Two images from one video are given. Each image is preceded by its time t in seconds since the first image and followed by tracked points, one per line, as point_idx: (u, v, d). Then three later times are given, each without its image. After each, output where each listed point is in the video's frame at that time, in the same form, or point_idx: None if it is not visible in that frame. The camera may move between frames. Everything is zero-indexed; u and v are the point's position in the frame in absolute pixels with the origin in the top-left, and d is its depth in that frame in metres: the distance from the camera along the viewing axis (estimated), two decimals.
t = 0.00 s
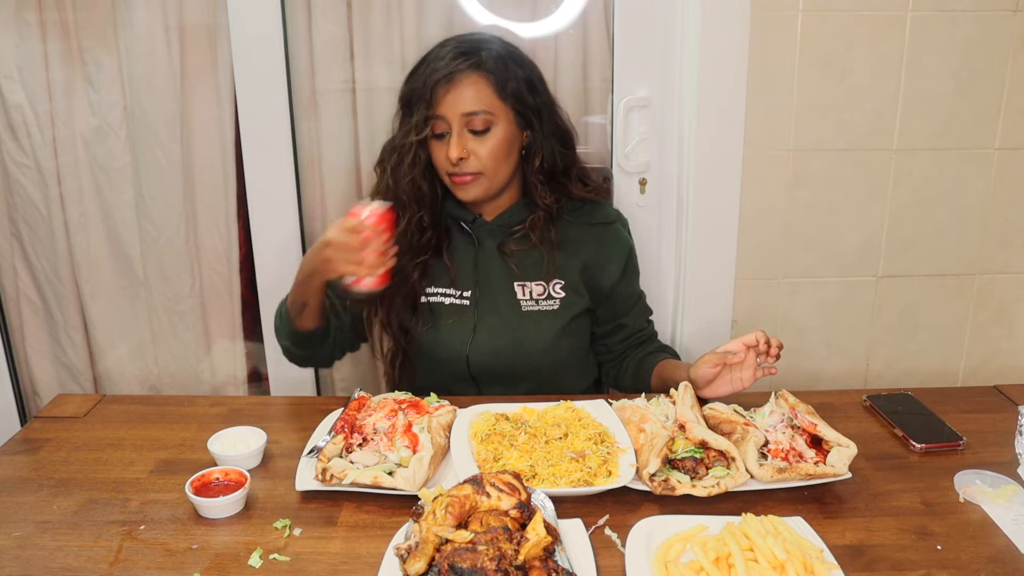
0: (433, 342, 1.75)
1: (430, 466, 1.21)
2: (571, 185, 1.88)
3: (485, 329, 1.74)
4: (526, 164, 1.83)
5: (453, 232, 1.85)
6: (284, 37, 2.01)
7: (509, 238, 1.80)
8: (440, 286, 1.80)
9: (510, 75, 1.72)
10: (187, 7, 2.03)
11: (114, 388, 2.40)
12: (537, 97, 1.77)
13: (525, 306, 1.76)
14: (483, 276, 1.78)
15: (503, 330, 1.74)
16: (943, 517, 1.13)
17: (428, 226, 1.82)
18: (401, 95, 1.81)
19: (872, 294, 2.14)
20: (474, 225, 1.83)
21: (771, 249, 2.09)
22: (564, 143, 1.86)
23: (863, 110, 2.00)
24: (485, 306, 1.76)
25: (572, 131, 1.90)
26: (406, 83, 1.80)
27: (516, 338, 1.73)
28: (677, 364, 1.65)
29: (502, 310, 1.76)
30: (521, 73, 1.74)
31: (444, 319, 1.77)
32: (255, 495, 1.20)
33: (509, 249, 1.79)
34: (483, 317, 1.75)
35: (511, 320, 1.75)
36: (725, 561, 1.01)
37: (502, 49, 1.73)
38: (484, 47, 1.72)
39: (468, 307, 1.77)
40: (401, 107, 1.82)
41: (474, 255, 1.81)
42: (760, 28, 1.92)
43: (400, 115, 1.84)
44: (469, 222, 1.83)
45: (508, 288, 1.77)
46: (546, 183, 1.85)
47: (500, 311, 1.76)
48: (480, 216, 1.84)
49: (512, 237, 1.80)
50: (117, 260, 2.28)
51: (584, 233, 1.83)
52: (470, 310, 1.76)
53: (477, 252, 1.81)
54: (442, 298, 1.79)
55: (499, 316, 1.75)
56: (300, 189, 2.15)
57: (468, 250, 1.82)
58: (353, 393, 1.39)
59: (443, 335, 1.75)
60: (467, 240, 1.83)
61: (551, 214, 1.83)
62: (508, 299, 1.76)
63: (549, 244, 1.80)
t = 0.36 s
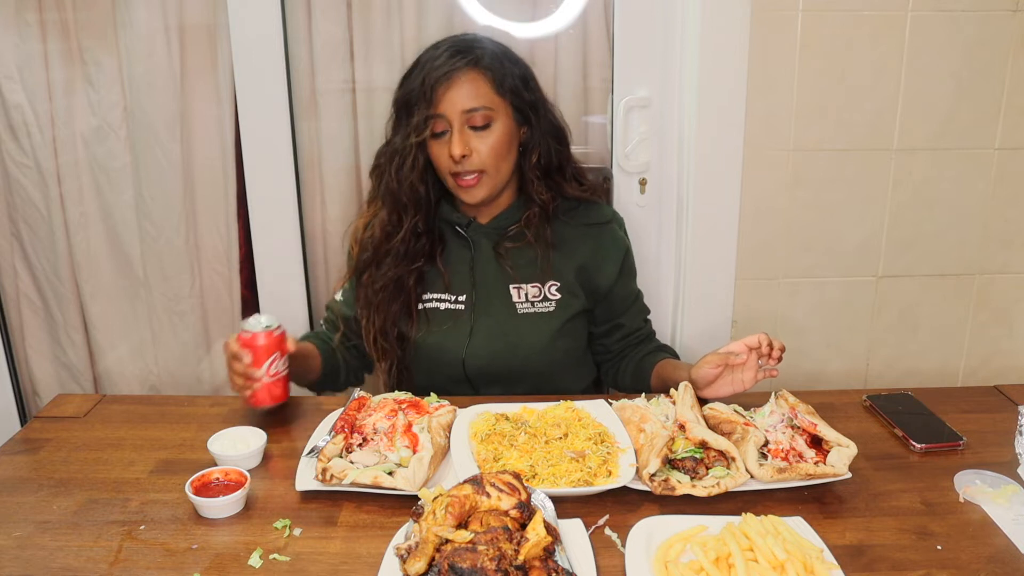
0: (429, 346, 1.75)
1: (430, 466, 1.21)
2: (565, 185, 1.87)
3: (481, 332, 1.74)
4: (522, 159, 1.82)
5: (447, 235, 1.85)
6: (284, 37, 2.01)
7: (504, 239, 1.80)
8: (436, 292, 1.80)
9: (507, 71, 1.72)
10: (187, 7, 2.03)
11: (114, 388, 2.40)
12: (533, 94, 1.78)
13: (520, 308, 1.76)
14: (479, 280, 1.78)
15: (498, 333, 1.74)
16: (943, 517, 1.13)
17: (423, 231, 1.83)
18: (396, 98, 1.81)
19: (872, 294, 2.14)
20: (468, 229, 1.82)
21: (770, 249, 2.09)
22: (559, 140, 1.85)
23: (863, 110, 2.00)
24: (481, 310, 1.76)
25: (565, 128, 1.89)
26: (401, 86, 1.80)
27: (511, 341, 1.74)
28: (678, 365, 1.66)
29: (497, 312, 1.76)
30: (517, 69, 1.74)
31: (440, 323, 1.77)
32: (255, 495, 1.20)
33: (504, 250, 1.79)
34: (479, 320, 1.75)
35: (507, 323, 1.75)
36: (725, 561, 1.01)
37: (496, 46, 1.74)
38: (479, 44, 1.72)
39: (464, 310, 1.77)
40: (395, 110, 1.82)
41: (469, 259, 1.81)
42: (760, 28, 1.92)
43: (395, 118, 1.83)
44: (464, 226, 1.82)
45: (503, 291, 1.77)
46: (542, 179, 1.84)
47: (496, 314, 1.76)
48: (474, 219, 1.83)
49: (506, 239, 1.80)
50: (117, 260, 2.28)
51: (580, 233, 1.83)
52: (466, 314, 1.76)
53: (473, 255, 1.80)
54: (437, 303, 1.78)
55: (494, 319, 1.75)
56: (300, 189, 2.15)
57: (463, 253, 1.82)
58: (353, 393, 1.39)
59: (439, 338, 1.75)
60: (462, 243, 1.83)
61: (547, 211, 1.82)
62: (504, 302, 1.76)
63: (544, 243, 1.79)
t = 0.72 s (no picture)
0: (429, 354, 1.74)
1: (430, 466, 1.21)
2: (558, 182, 1.89)
3: (480, 338, 1.73)
4: (518, 157, 1.85)
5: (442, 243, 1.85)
6: (284, 37, 2.01)
7: (499, 240, 1.81)
8: (434, 301, 1.79)
9: (500, 65, 1.75)
10: (187, 7, 2.03)
11: (114, 388, 2.40)
12: (527, 90, 1.80)
13: (518, 314, 1.76)
14: (476, 286, 1.78)
15: (497, 340, 1.73)
16: (943, 517, 1.13)
17: (419, 236, 1.83)
18: (391, 97, 1.83)
19: (872, 294, 2.14)
20: (464, 235, 1.81)
21: (770, 249, 2.09)
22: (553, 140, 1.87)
23: (863, 110, 2.00)
24: (479, 317, 1.75)
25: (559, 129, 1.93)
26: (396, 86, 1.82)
27: (510, 348, 1.73)
28: (678, 366, 1.66)
29: (495, 318, 1.75)
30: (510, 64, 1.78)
31: (438, 330, 1.76)
32: (255, 495, 1.20)
33: (500, 255, 1.80)
34: (477, 326, 1.75)
35: (505, 329, 1.74)
36: (725, 561, 1.01)
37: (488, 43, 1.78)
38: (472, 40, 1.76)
39: (462, 317, 1.76)
40: (391, 110, 1.84)
41: (467, 267, 1.80)
42: (760, 28, 1.92)
43: (390, 119, 1.85)
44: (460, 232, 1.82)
45: (501, 298, 1.76)
46: (537, 174, 1.86)
47: (494, 321, 1.75)
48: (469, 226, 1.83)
49: (501, 242, 1.80)
50: (117, 260, 2.28)
51: (576, 235, 1.83)
52: (464, 321, 1.76)
53: (470, 262, 1.80)
54: (435, 312, 1.78)
55: (493, 325, 1.74)
56: (300, 190, 2.15)
57: (461, 261, 1.81)
58: (353, 393, 1.39)
59: (438, 344, 1.74)
60: (458, 250, 1.82)
61: (542, 205, 1.84)
62: (501, 308, 1.76)
63: (538, 239, 1.80)
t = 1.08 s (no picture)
0: (431, 354, 1.75)
1: (430, 466, 1.21)
2: (558, 181, 1.89)
3: (481, 339, 1.73)
4: (518, 158, 1.84)
5: (442, 243, 1.84)
6: (284, 37, 2.01)
7: (500, 240, 1.80)
8: (436, 301, 1.79)
9: (497, 66, 1.75)
10: (187, 7, 2.03)
11: (114, 388, 2.40)
12: (524, 89, 1.81)
13: (519, 315, 1.76)
14: (477, 287, 1.78)
15: (499, 340, 1.73)
16: (943, 517, 1.13)
17: (419, 237, 1.83)
18: (388, 101, 1.83)
19: (872, 294, 2.14)
20: (465, 236, 1.81)
21: (770, 249, 2.09)
22: (551, 139, 1.87)
23: (863, 110, 2.00)
24: (480, 318, 1.75)
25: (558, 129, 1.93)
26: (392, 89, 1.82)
27: (512, 349, 1.73)
28: (678, 366, 1.66)
29: (497, 318, 1.75)
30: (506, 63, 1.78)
31: (440, 331, 1.76)
32: (255, 495, 1.20)
33: (501, 255, 1.79)
34: (479, 327, 1.75)
35: (506, 329, 1.74)
36: (725, 561, 1.01)
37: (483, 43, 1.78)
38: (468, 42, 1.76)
39: (464, 317, 1.76)
40: (388, 113, 1.84)
41: (468, 267, 1.80)
42: (760, 28, 1.92)
43: (388, 122, 1.85)
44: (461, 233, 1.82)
45: (502, 298, 1.76)
46: (536, 174, 1.86)
47: (496, 322, 1.75)
48: (469, 227, 1.83)
49: (502, 242, 1.80)
50: (117, 260, 2.28)
51: (576, 235, 1.83)
52: (466, 321, 1.76)
53: (471, 262, 1.80)
54: (436, 312, 1.78)
55: (494, 326, 1.74)
56: (300, 190, 2.15)
57: (462, 262, 1.81)
58: (352, 393, 1.39)
59: (440, 344, 1.75)
60: (460, 251, 1.82)
61: (542, 205, 1.84)
62: (502, 308, 1.76)
63: (538, 238, 1.80)
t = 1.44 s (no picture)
0: (433, 355, 1.75)
1: (430, 466, 1.21)
2: (560, 183, 1.89)
3: (482, 339, 1.73)
4: (520, 159, 1.85)
5: (444, 243, 1.84)
6: (284, 37, 2.01)
7: (502, 241, 1.80)
8: (437, 301, 1.79)
9: (502, 67, 1.75)
10: (187, 7, 2.03)
11: (114, 388, 2.40)
12: (528, 91, 1.81)
13: (520, 316, 1.76)
14: (478, 287, 1.78)
15: (500, 341, 1.73)
16: (943, 517, 1.13)
17: (422, 237, 1.83)
18: (391, 100, 1.83)
19: (872, 294, 2.14)
20: (467, 236, 1.81)
21: (771, 249, 2.09)
22: (553, 140, 1.88)
23: (863, 110, 2.00)
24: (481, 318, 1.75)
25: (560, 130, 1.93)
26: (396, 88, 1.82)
27: (513, 349, 1.73)
28: (678, 366, 1.66)
29: (498, 319, 1.75)
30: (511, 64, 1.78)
31: (442, 331, 1.76)
32: (255, 495, 1.20)
33: (502, 256, 1.79)
34: (481, 327, 1.75)
35: (507, 330, 1.74)
36: (725, 561, 1.01)
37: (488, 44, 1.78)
38: (472, 42, 1.76)
39: (465, 318, 1.76)
40: (391, 112, 1.84)
41: (470, 267, 1.80)
42: (760, 28, 1.92)
43: (390, 121, 1.85)
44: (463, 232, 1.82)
45: (504, 299, 1.76)
46: (538, 176, 1.86)
47: (497, 322, 1.75)
48: (471, 227, 1.83)
49: (503, 243, 1.80)
50: (118, 260, 2.28)
51: (577, 236, 1.82)
52: (467, 322, 1.76)
53: (473, 263, 1.80)
54: (438, 312, 1.78)
55: (495, 327, 1.75)
56: (300, 190, 2.15)
57: (464, 262, 1.81)
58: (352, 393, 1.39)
59: (441, 344, 1.75)
60: (461, 251, 1.82)
61: (544, 207, 1.84)
62: (503, 309, 1.76)
63: (540, 239, 1.79)
